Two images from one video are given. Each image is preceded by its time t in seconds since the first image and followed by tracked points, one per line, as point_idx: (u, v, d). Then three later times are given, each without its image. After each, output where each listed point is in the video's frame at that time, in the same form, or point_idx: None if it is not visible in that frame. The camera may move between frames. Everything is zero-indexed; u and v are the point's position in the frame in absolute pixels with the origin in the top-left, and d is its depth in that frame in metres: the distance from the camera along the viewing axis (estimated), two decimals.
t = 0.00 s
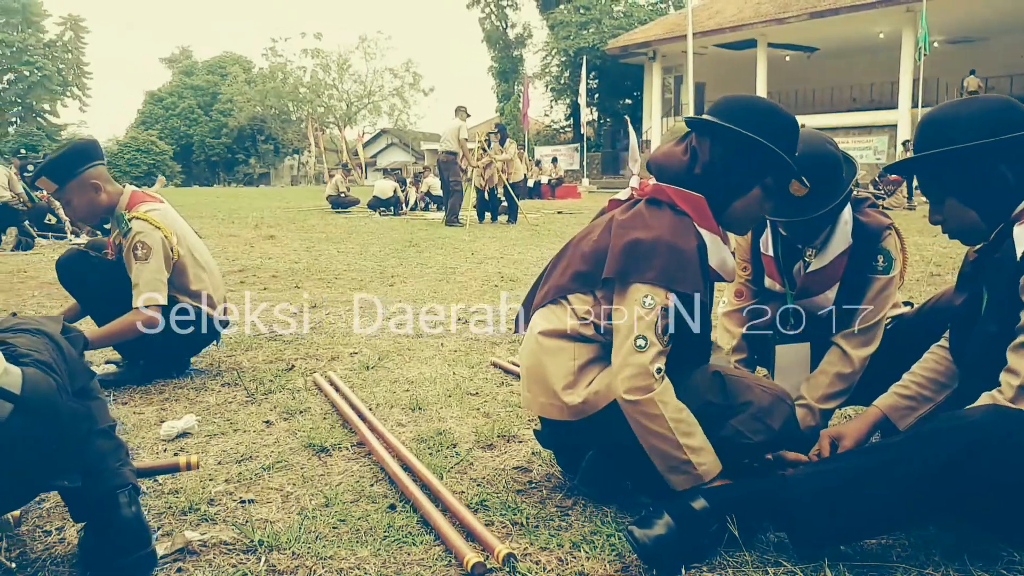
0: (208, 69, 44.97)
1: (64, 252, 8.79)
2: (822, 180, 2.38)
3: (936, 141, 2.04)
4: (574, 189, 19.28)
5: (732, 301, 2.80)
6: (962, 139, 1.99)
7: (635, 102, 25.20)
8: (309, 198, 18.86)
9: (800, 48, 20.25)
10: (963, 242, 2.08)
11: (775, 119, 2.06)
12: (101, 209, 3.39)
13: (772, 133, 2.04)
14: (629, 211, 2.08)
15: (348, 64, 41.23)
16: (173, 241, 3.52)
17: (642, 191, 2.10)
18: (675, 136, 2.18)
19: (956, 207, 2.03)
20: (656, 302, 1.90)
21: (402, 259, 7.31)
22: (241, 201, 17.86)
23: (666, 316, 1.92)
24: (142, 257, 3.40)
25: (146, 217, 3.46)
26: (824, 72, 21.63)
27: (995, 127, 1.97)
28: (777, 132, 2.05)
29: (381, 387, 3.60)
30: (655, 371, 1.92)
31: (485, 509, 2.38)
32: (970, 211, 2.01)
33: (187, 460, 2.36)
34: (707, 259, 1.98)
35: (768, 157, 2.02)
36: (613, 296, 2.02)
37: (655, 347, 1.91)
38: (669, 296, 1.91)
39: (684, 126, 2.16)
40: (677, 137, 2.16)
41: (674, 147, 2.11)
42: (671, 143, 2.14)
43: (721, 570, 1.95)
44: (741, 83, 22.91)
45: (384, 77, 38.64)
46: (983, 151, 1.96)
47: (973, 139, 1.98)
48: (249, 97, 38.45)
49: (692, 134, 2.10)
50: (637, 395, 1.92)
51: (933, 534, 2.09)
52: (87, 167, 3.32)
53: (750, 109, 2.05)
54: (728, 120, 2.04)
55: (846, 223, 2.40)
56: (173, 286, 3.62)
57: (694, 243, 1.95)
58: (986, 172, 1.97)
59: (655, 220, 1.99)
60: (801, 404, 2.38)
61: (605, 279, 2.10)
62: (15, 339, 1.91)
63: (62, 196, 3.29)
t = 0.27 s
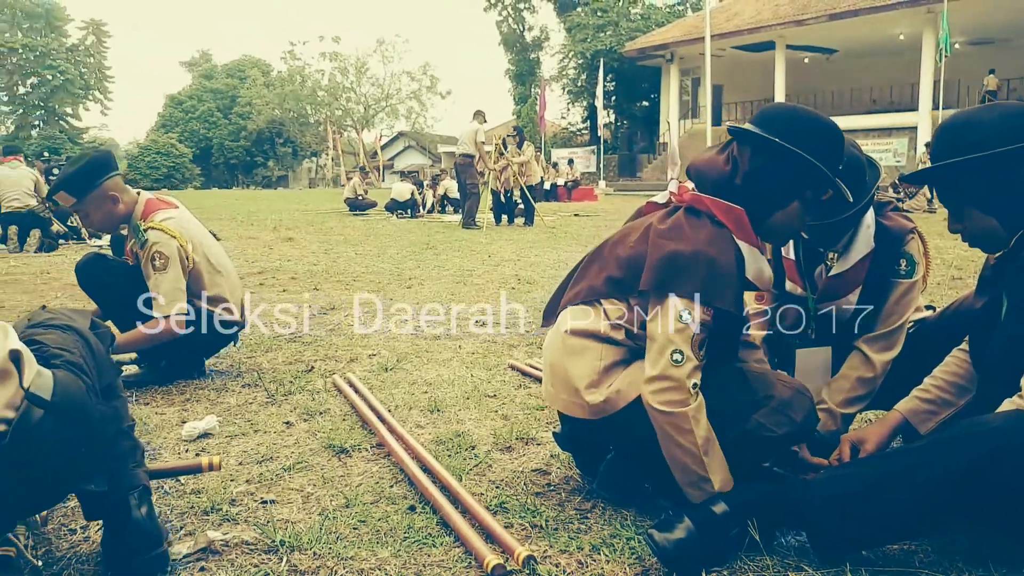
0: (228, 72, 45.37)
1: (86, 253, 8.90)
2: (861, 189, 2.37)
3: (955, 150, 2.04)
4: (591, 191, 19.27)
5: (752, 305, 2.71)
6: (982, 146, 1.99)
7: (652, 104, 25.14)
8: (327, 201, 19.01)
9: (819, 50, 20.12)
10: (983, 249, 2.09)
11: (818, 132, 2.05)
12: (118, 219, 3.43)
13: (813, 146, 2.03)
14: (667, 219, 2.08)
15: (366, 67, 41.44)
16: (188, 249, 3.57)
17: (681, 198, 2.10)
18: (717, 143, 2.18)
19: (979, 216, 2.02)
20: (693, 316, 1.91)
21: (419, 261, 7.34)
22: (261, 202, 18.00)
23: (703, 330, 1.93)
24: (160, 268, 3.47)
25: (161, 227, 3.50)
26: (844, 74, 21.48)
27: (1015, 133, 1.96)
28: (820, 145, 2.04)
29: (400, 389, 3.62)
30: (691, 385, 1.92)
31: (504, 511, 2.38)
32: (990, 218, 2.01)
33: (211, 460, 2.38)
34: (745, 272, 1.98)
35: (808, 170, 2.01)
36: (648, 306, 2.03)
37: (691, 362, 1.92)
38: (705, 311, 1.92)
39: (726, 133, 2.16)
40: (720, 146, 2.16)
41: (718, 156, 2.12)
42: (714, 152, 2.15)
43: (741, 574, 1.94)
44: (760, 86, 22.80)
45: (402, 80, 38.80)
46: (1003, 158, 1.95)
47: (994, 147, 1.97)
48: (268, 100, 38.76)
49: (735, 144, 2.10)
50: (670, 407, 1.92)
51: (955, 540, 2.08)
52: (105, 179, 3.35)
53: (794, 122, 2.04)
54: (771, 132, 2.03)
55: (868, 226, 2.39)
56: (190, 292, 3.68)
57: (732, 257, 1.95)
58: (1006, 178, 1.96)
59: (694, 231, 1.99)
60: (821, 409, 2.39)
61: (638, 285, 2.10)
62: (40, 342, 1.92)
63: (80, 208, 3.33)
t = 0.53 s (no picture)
0: (244, 74, 45.66)
1: (106, 254, 8.99)
2: (881, 186, 2.36)
3: (968, 159, 2.03)
4: (605, 191, 19.26)
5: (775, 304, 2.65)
6: (996, 155, 1.98)
7: (667, 104, 25.09)
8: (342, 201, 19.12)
9: (835, 49, 20.01)
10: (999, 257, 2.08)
11: (838, 124, 2.02)
12: (134, 221, 3.48)
13: (832, 141, 2.01)
14: (683, 215, 2.08)
15: (381, 67, 41.59)
16: (205, 250, 3.58)
17: (698, 193, 2.10)
18: (738, 136, 2.17)
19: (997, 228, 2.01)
20: (708, 313, 1.91)
21: (435, 261, 7.37)
22: (277, 203, 18.09)
23: (719, 327, 1.93)
24: (179, 269, 3.47)
25: (176, 229, 3.50)
26: (860, 73, 21.35)
27: None
28: (839, 140, 2.02)
29: (417, 388, 3.64)
30: (710, 382, 1.92)
31: (522, 510, 2.39)
32: (1005, 227, 2.00)
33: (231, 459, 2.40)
34: (762, 268, 1.98)
35: (827, 165, 1.99)
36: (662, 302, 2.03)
37: (710, 357, 1.91)
38: (721, 308, 1.93)
39: (745, 127, 2.15)
40: (739, 140, 2.16)
41: (737, 149, 2.11)
42: (733, 145, 2.14)
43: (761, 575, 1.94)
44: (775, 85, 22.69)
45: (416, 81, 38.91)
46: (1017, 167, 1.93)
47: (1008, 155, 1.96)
48: (283, 101, 39.01)
49: (753, 137, 2.09)
50: (691, 405, 1.92)
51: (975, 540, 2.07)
52: (120, 181, 3.38)
53: (812, 115, 2.02)
54: (789, 125, 2.02)
55: (890, 227, 2.40)
56: (210, 288, 3.70)
57: (748, 254, 1.95)
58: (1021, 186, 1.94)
59: (709, 227, 1.99)
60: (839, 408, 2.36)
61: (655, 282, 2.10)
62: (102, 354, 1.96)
63: (96, 210, 3.35)
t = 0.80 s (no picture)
0: (273, 79, 46.22)
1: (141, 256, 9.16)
2: (904, 189, 2.37)
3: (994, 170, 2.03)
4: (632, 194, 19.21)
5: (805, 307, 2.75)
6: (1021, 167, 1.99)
7: (694, 106, 24.97)
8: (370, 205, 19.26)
9: (864, 50, 19.79)
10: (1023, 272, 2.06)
11: (852, 128, 2.02)
12: (173, 224, 3.47)
13: (846, 145, 2.00)
14: (700, 223, 2.08)
15: (408, 72, 41.88)
16: (241, 251, 3.65)
17: (715, 202, 2.11)
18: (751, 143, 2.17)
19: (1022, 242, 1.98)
20: (733, 318, 1.92)
21: (462, 264, 7.42)
22: (306, 207, 18.29)
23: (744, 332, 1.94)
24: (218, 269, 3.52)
25: (213, 230, 3.57)
26: (890, 74, 21.10)
27: None
28: (855, 142, 2.01)
29: (446, 389, 3.67)
30: (737, 387, 1.93)
31: (553, 511, 2.41)
32: None
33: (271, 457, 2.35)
34: (783, 273, 1.98)
35: (842, 169, 2.00)
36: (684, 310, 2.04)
37: (736, 363, 1.92)
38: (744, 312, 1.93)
39: (758, 133, 2.15)
40: (752, 146, 2.16)
41: (750, 156, 2.11)
42: (746, 151, 2.14)
43: None
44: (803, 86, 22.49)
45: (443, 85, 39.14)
46: None
47: None
48: (312, 106, 39.44)
49: (767, 144, 2.09)
50: (720, 413, 1.93)
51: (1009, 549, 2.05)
52: (158, 185, 3.37)
53: (827, 118, 2.02)
54: (802, 131, 2.02)
55: (924, 229, 2.39)
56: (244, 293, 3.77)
57: (769, 257, 1.95)
58: None
59: (727, 233, 1.99)
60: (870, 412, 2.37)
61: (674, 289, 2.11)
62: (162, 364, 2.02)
63: (136, 215, 3.33)
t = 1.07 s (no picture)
0: (295, 84, 46.57)
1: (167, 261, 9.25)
2: (932, 190, 2.36)
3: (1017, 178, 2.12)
4: (653, 197, 19.14)
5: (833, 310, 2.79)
6: None
7: (715, 108, 24.85)
8: (392, 209, 19.32)
9: (889, 51, 19.59)
10: None
11: (879, 128, 2.02)
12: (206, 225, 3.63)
13: (871, 145, 2.00)
14: (728, 224, 2.07)
15: (428, 76, 42.02)
16: (271, 254, 3.62)
17: (740, 203, 2.09)
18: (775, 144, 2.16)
19: None
20: (765, 319, 1.91)
21: (485, 268, 7.43)
22: (330, 211, 18.40)
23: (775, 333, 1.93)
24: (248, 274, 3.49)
25: (245, 233, 3.55)
26: (914, 75, 20.87)
27: None
28: (882, 144, 2.01)
29: (471, 393, 3.68)
30: (772, 389, 1.92)
31: (580, 516, 2.42)
32: None
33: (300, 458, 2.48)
34: (813, 274, 1.97)
35: (869, 169, 2.00)
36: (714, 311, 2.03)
37: (768, 362, 1.92)
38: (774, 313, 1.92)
39: (782, 134, 2.14)
40: (776, 147, 2.15)
41: (775, 157, 2.10)
42: (771, 152, 2.13)
43: None
44: (827, 88, 22.31)
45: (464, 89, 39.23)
46: None
47: None
48: (334, 111, 39.70)
49: (793, 145, 2.09)
50: (754, 415, 1.92)
51: None
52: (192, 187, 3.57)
53: (853, 119, 2.02)
54: (830, 131, 2.01)
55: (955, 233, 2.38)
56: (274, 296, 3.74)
57: (798, 257, 1.95)
58: None
59: (755, 233, 1.98)
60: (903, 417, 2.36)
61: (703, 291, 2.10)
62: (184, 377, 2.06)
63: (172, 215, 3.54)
